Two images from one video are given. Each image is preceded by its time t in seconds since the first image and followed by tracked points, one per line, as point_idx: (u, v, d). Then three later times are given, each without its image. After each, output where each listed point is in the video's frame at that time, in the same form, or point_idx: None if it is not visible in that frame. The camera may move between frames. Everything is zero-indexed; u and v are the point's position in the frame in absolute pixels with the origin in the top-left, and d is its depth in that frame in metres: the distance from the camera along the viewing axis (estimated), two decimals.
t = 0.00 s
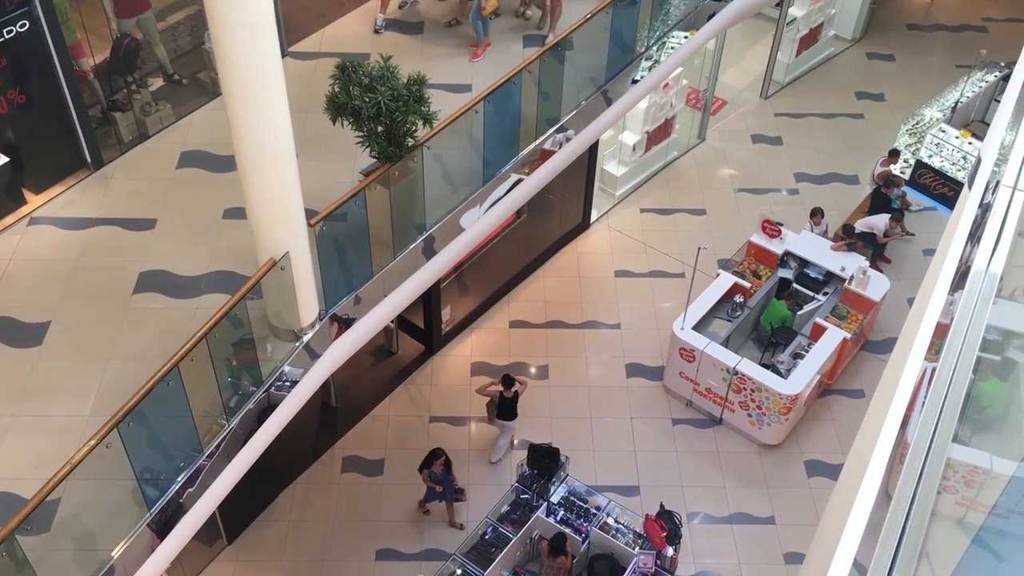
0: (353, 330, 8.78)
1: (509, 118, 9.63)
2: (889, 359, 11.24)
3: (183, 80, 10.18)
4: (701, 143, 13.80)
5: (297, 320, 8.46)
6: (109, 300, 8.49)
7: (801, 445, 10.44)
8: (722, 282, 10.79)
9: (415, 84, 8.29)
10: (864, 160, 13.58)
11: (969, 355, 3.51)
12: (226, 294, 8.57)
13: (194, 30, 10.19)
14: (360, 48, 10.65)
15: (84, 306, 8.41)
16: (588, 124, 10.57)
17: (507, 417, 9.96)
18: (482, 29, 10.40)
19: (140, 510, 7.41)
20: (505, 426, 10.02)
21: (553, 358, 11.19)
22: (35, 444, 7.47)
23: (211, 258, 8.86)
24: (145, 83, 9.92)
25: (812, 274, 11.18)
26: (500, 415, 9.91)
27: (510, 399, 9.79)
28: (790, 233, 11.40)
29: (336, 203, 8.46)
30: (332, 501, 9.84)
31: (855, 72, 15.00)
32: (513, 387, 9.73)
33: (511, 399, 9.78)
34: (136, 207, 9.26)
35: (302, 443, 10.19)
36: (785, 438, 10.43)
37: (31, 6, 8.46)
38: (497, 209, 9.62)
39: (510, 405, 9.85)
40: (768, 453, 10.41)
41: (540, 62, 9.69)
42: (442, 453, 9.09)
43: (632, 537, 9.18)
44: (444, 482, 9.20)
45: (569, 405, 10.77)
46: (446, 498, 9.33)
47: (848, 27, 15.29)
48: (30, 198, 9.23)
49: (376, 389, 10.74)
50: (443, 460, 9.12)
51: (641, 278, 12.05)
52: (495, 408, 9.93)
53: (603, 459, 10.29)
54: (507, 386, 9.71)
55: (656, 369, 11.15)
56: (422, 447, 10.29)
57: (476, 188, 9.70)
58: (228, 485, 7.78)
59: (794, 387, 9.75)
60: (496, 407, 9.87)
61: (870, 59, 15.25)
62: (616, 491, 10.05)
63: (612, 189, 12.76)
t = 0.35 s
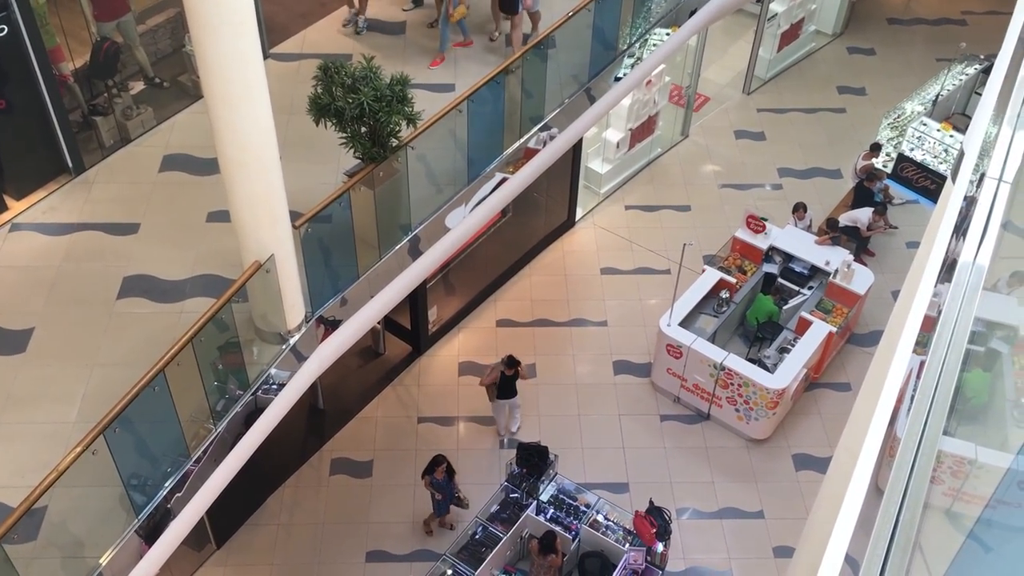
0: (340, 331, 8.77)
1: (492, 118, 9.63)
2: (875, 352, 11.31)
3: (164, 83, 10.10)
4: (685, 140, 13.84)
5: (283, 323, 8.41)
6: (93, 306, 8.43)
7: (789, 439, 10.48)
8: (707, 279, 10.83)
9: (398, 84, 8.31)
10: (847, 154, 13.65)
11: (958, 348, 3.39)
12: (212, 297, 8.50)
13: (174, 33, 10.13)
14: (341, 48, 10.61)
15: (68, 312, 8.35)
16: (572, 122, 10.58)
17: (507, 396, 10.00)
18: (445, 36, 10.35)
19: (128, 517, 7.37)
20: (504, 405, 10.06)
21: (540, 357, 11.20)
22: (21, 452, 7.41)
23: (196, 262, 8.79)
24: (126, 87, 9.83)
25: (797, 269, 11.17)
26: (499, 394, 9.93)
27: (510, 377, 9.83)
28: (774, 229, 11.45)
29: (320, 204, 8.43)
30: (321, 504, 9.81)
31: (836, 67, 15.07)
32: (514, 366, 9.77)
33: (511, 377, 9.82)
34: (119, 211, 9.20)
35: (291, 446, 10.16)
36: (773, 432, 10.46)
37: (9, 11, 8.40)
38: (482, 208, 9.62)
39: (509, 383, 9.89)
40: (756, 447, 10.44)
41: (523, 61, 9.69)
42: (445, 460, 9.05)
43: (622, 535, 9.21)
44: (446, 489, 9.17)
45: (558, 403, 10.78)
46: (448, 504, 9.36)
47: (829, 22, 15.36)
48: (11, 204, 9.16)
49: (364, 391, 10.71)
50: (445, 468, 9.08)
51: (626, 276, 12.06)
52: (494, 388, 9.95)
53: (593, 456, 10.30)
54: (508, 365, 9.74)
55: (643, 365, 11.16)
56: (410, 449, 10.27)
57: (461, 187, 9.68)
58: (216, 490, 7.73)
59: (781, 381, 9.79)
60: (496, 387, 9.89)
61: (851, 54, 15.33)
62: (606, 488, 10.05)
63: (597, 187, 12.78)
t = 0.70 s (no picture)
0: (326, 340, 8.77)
1: (476, 125, 9.62)
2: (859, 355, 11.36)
3: (147, 94, 10.06)
4: (668, 146, 13.88)
5: (268, 333, 8.37)
6: (77, 318, 8.37)
7: (776, 443, 10.51)
8: (692, 284, 10.85)
9: (381, 93, 8.29)
10: (830, 159, 13.71)
11: (945, 350, 3.40)
12: (197, 308, 8.45)
13: (156, 43, 10.10)
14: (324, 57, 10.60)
15: (51, 326, 8.28)
16: (556, 130, 10.60)
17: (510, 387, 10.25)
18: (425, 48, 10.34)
19: (114, 530, 7.31)
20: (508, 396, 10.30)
21: (526, 365, 11.20)
22: (5, 467, 7.34)
23: (180, 274, 8.74)
24: (108, 98, 9.79)
25: (781, 273, 11.22)
26: (503, 386, 10.17)
27: (512, 367, 10.09)
28: (758, 233, 11.50)
29: (305, 214, 8.40)
30: (309, 514, 9.77)
31: (817, 72, 15.16)
32: (517, 357, 10.03)
33: (514, 367, 10.09)
34: (102, 222, 9.13)
35: (278, 457, 10.12)
36: (760, 436, 10.49)
37: None
38: (467, 216, 9.63)
39: (512, 374, 10.15)
40: (743, 452, 10.46)
41: (506, 69, 9.69)
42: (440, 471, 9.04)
43: (611, 541, 9.19)
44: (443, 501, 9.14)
45: (545, 410, 10.78)
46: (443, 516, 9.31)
47: (810, 28, 15.46)
48: None
49: (351, 401, 10.68)
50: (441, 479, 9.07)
51: (612, 282, 12.08)
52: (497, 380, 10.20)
53: (581, 463, 10.30)
54: (511, 355, 10.01)
55: (630, 371, 11.18)
56: (398, 458, 10.25)
57: (446, 195, 9.68)
58: (203, 501, 7.69)
59: (767, 385, 9.81)
60: (500, 378, 10.14)
61: (832, 59, 15.42)
62: (594, 494, 10.06)
63: (582, 194, 12.81)
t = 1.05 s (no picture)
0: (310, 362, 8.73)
1: (459, 147, 9.64)
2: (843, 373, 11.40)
3: (129, 118, 10.01)
4: (651, 166, 13.96)
5: (252, 356, 8.32)
6: (58, 343, 8.32)
7: (761, 461, 10.52)
8: (676, 304, 10.88)
9: (364, 114, 8.31)
10: (811, 178, 13.81)
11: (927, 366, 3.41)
12: (179, 332, 8.41)
13: (138, 67, 10.06)
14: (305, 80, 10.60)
15: (33, 351, 8.22)
16: (538, 150, 10.64)
17: (507, 392, 10.22)
18: (404, 72, 10.34)
19: (96, 557, 7.24)
20: (504, 402, 10.28)
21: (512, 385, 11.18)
22: None
23: (162, 297, 8.70)
24: (90, 121, 9.72)
25: (764, 291, 11.24)
26: (500, 390, 10.16)
27: (510, 372, 10.06)
28: (741, 252, 11.56)
29: (288, 236, 8.38)
30: (294, 539, 9.69)
31: (797, 92, 15.29)
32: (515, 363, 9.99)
33: (512, 373, 10.06)
34: (84, 247, 9.08)
35: (262, 481, 10.06)
36: (746, 455, 10.50)
37: None
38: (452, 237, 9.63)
39: (510, 380, 10.12)
40: (729, 470, 10.46)
41: (489, 90, 9.72)
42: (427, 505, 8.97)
43: (598, 562, 9.18)
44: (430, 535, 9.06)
45: (531, 430, 10.76)
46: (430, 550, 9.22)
47: (789, 48, 15.62)
48: None
49: (335, 423, 10.64)
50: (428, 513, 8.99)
51: (596, 301, 12.10)
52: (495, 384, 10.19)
53: (567, 483, 10.28)
54: (510, 362, 9.98)
55: (615, 391, 11.17)
56: (383, 481, 10.19)
57: (430, 216, 9.71)
58: (187, 526, 7.65)
59: (752, 404, 9.83)
60: (498, 382, 10.14)
61: (811, 78, 15.57)
62: (581, 515, 10.03)
63: (565, 214, 12.85)
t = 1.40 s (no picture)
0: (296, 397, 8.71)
1: (444, 180, 9.65)
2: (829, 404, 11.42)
3: (114, 152, 9.91)
4: (636, 199, 14.03)
5: (236, 391, 8.26)
6: (40, 379, 8.23)
7: (748, 494, 10.49)
8: (662, 336, 10.92)
9: (350, 148, 8.33)
10: (794, 210, 13.91)
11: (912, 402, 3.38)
12: (163, 366, 8.35)
13: (123, 102, 9.94)
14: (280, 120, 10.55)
15: (14, 387, 8.13)
16: (523, 184, 10.68)
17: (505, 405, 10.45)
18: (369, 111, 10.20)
19: None
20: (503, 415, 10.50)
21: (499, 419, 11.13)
22: None
23: (146, 332, 8.63)
24: (74, 156, 9.65)
25: (750, 323, 11.31)
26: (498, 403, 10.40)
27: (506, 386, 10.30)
28: (726, 284, 11.60)
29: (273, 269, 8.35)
30: None
31: (779, 125, 15.43)
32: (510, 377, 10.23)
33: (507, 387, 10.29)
34: (67, 281, 9.01)
35: (246, 516, 9.96)
36: (733, 487, 10.47)
37: None
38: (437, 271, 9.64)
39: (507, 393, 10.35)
40: (716, 503, 10.43)
41: (474, 124, 9.76)
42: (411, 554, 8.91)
43: None
44: None
45: (517, 464, 10.70)
46: None
47: (770, 83, 15.82)
48: None
49: (320, 458, 10.56)
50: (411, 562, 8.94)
51: (582, 334, 12.11)
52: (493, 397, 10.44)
53: (554, 518, 10.21)
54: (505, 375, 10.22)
55: (601, 424, 11.14)
56: (368, 516, 10.11)
57: (415, 249, 9.70)
58: (167, 566, 7.55)
59: (738, 436, 9.83)
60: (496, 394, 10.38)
61: (793, 112, 15.72)
62: (568, 549, 9.96)
63: (551, 246, 12.88)
